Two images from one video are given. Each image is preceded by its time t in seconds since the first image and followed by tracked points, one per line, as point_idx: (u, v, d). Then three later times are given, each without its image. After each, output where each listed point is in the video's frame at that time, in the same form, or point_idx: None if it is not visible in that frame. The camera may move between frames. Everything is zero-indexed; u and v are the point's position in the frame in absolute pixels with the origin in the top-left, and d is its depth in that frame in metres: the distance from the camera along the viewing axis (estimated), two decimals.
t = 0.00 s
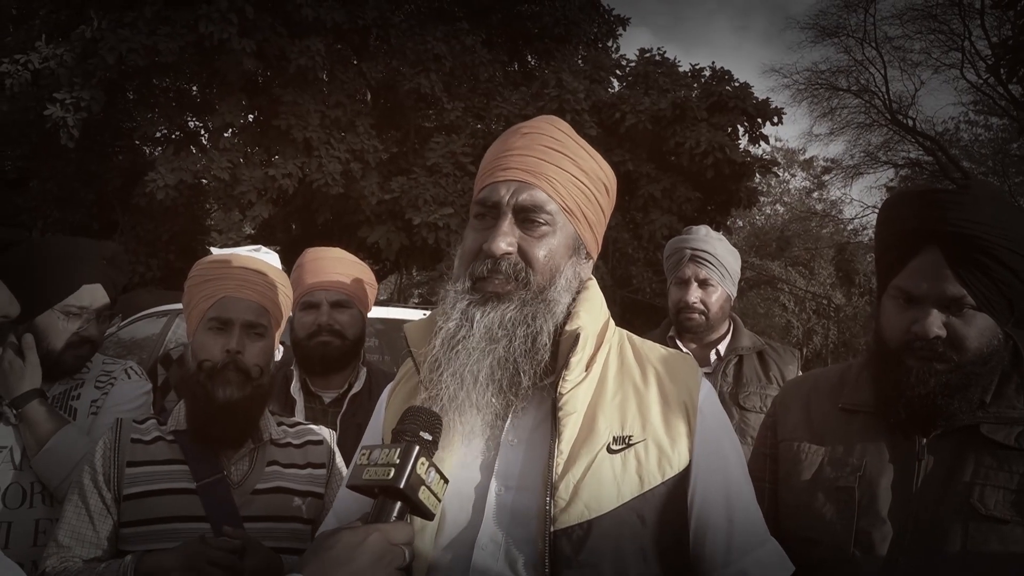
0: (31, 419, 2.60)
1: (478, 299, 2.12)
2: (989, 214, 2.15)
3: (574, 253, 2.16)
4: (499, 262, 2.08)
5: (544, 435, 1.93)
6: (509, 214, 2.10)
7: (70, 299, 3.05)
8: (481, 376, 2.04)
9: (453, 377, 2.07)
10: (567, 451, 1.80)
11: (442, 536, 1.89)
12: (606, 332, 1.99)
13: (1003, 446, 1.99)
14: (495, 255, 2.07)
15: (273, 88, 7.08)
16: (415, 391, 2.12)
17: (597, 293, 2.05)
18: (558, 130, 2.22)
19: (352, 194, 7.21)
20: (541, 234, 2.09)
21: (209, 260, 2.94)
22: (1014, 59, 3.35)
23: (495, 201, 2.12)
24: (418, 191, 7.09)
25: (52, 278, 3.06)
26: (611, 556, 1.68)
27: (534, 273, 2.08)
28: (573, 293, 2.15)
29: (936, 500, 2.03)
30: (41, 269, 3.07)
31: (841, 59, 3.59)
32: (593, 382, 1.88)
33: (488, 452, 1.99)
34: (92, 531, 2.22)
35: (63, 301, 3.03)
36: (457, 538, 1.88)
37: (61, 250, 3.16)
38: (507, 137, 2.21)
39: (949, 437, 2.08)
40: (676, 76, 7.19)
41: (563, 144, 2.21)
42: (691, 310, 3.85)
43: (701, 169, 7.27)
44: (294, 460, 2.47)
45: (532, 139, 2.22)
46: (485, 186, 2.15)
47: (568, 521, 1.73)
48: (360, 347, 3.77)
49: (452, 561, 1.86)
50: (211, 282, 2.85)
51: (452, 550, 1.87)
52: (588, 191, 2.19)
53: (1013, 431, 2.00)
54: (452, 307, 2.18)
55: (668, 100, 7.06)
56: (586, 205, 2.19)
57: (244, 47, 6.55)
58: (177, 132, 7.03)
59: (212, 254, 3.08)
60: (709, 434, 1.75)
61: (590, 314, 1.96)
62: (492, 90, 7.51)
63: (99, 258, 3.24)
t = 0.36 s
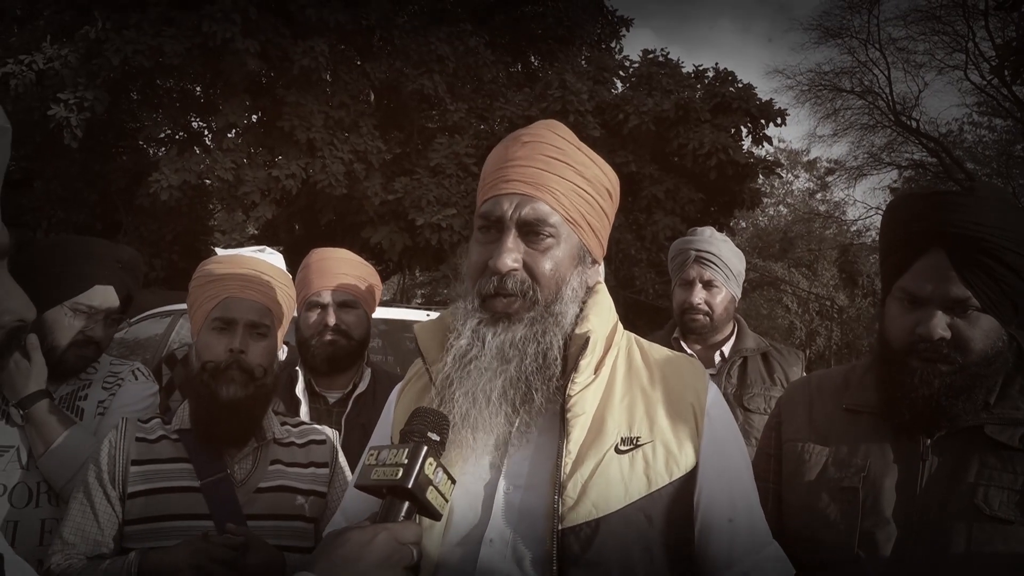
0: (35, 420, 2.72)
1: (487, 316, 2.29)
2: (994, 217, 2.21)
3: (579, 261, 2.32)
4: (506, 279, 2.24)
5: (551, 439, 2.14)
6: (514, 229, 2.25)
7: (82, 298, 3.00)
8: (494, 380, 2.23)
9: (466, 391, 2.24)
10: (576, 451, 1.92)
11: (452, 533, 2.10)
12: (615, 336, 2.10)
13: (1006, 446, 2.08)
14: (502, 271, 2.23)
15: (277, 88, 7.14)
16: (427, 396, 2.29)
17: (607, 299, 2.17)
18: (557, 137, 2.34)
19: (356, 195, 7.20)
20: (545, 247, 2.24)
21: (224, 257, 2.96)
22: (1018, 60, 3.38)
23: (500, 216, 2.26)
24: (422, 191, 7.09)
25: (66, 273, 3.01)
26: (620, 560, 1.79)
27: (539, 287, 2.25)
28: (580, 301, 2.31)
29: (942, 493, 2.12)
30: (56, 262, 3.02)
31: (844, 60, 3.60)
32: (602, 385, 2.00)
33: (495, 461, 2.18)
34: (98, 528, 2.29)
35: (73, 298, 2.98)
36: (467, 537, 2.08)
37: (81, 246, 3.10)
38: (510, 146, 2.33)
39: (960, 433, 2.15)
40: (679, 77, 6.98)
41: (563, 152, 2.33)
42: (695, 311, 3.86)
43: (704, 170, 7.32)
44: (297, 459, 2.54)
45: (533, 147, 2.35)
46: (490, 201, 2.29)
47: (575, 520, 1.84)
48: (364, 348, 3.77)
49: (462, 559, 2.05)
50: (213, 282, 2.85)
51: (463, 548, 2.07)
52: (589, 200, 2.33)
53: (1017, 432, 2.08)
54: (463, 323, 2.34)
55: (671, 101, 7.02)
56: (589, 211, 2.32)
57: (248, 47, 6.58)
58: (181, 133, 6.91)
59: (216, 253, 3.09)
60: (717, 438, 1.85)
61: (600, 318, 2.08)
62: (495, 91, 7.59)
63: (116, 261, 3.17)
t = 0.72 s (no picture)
0: (40, 414, 2.86)
1: (506, 295, 2.28)
2: (991, 224, 2.30)
3: (597, 254, 2.33)
4: (527, 257, 2.25)
5: (558, 429, 2.11)
6: (540, 210, 2.28)
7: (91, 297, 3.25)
8: (506, 371, 2.20)
9: (479, 365, 2.21)
10: (580, 441, 1.96)
11: (451, 525, 2.06)
12: (621, 334, 2.14)
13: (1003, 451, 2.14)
14: (525, 248, 2.23)
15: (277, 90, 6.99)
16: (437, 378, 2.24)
17: (616, 301, 2.24)
18: (582, 138, 2.41)
19: (357, 197, 7.12)
20: (568, 231, 2.26)
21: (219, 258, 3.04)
22: (1017, 64, 3.42)
23: (527, 199, 2.29)
24: (421, 193, 7.08)
25: (73, 275, 3.26)
26: (621, 562, 1.84)
27: (561, 267, 2.25)
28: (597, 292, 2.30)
29: (942, 496, 2.18)
30: (63, 265, 3.27)
31: (843, 63, 3.60)
32: (607, 377, 2.05)
33: (500, 449, 2.15)
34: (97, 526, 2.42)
35: (84, 297, 3.22)
36: (468, 530, 2.05)
37: (87, 250, 3.35)
38: (537, 142, 2.39)
39: (959, 438, 2.20)
40: (680, 79, 6.84)
41: (589, 150, 2.38)
42: (696, 315, 3.86)
43: (703, 173, 7.16)
44: (298, 461, 2.65)
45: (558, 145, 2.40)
46: (515, 186, 2.32)
47: (577, 508, 1.88)
48: (365, 352, 3.80)
49: (463, 552, 2.01)
50: (214, 284, 2.92)
51: (463, 539, 2.04)
52: (611, 194, 2.36)
53: (1014, 437, 2.15)
54: (478, 302, 2.34)
55: (671, 104, 6.97)
56: (610, 208, 2.36)
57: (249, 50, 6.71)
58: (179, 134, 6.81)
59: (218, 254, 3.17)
60: (722, 436, 1.86)
61: (606, 314, 2.17)
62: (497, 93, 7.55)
63: (133, 265, 3.40)
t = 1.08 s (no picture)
0: (41, 416, 2.70)
1: (509, 303, 2.23)
2: (990, 227, 2.31)
3: (601, 261, 2.25)
4: (527, 268, 2.19)
5: (567, 434, 2.02)
6: (540, 222, 2.21)
7: (96, 299, 3.25)
8: (511, 379, 2.13)
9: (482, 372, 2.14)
10: (589, 446, 1.88)
11: (461, 528, 1.96)
12: (630, 339, 2.07)
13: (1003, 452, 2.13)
14: (525, 260, 2.17)
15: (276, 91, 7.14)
16: (439, 389, 2.20)
17: (625, 304, 2.14)
18: (584, 142, 2.32)
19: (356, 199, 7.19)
20: (569, 241, 2.19)
21: (219, 264, 3.13)
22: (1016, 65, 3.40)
23: (526, 209, 2.22)
24: (422, 195, 7.08)
25: (75, 277, 3.25)
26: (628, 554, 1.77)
27: (562, 278, 2.18)
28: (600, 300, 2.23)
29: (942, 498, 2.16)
30: (64, 269, 3.28)
31: (843, 66, 3.61)
32: (617, 384, 1.97)
33: (509, 455, 2.06)
34: (99, 528, 2.35)
35: (92, 297, 3.23)
36: (479, 533, 1.95)
37: (87, 253, 3.40)
38: (539, 149, 2.31)
39: (960, 441, 2.19)
40: (679, 82, 7.11)
41: (590, 156, 2.29)
42: (697, 317, 3.84)
43: (703, 175, 7.17)
44: (298, 462, 2.64)
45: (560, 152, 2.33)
46: (515, 196, 2.26)
47: (587, 514, 1.81)
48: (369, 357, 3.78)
49: (474, 557, 1.92)
50: (219, 287, 3.01)
51: (474, 543, 1.93)
52: (614, 201, 2.28)
53: (1015, 441, 2.13)
54: (484, 310, 2.29)
55: (671, 107, 6.95)
56: (614, 215, 2.28)
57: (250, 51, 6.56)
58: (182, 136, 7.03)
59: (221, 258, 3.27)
60: (728, 443, 1.83)
61: (617, 319, 2.06)
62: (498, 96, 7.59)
63: (139, 269, 3.56)
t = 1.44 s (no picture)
0: (42, 415, 2.75)
1: (516, 299, 2.26)
2: (991, 226, 2.31)
3: (607, 262, 2.28)
4: (533, 266, 2.22)
5: (572, 434, 2.03)
6: (548, 221, 2.23)
7: (103, 304, 3.25)
8: (515, 377, 2.16)
9: (486, 368, 2.19)
10: (594, 447, 1.91)
11: (466, 527, 1.99)
12: (635, 341, 2.09)
13: (1004, 454, 2.14)
14: (531, 258, 2.21)
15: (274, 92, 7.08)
16: (443, 391, 2.24)
17: (630, 307, 2.15)
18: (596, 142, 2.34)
19: (353, 200, 7.16)
20: (576, 240, 2.22)
21: (219, 264, 3.13)
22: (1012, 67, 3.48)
23: (535, 207, 2.25)
24: (421, 196, 7.04)
25: (76, 281, 3.23)
26: (633, 560, 1.77)
27: (567, 276, 2.22)
28: (607, 299, 2.26)
29: (942, 499, 2.17)
30: (66, 274, 3.26)
31: (840, 66, 3.59)
32: (622, 385, 1.99)
33: (514, 457, 2.07)
34: (97, 531, 2.38)
35: (97, 302, 3.22)
36: (482, 532, 1.97)
37: (89, 258, 3.38)
38: (550, 149, 2.32)
39: (956, 443, 2.22)
40: (677, 82, 7.07)
41: (602, 157, 2.30)
42: (697, 317, 3.83)
43: (701, 176, 7.14)
44: (298, 464, 2.67)
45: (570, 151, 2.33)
46: (527, 195, 2.29)
47: (591, 515, 1.83)
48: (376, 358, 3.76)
49: (476, 557, 1.95)
50: (220, 287, 3.02)
51: (476, 544, 1.97)
52: (623, 202, 2.30)
53: (1017, 439, 2.14)
54: (489, 307, 2.33)
55: (669, 107, 6.96)
56: (623, 216, 2.29)
57: (247, 53, 6.54)
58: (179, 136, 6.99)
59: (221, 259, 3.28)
60: (734, 443, 1.85)
61: (622, 320, 2.09)
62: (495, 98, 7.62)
63: (145, 273, 3.55)
